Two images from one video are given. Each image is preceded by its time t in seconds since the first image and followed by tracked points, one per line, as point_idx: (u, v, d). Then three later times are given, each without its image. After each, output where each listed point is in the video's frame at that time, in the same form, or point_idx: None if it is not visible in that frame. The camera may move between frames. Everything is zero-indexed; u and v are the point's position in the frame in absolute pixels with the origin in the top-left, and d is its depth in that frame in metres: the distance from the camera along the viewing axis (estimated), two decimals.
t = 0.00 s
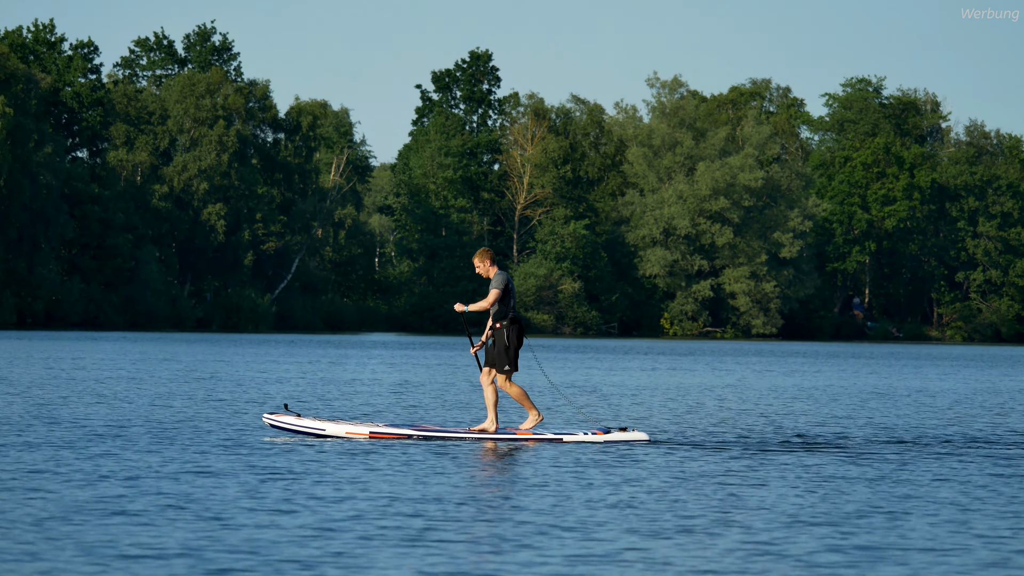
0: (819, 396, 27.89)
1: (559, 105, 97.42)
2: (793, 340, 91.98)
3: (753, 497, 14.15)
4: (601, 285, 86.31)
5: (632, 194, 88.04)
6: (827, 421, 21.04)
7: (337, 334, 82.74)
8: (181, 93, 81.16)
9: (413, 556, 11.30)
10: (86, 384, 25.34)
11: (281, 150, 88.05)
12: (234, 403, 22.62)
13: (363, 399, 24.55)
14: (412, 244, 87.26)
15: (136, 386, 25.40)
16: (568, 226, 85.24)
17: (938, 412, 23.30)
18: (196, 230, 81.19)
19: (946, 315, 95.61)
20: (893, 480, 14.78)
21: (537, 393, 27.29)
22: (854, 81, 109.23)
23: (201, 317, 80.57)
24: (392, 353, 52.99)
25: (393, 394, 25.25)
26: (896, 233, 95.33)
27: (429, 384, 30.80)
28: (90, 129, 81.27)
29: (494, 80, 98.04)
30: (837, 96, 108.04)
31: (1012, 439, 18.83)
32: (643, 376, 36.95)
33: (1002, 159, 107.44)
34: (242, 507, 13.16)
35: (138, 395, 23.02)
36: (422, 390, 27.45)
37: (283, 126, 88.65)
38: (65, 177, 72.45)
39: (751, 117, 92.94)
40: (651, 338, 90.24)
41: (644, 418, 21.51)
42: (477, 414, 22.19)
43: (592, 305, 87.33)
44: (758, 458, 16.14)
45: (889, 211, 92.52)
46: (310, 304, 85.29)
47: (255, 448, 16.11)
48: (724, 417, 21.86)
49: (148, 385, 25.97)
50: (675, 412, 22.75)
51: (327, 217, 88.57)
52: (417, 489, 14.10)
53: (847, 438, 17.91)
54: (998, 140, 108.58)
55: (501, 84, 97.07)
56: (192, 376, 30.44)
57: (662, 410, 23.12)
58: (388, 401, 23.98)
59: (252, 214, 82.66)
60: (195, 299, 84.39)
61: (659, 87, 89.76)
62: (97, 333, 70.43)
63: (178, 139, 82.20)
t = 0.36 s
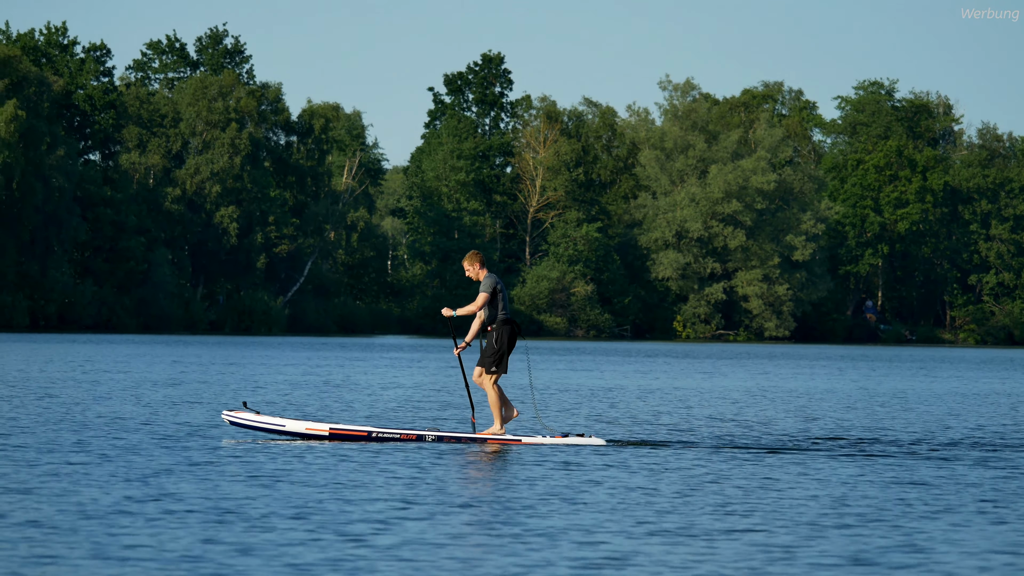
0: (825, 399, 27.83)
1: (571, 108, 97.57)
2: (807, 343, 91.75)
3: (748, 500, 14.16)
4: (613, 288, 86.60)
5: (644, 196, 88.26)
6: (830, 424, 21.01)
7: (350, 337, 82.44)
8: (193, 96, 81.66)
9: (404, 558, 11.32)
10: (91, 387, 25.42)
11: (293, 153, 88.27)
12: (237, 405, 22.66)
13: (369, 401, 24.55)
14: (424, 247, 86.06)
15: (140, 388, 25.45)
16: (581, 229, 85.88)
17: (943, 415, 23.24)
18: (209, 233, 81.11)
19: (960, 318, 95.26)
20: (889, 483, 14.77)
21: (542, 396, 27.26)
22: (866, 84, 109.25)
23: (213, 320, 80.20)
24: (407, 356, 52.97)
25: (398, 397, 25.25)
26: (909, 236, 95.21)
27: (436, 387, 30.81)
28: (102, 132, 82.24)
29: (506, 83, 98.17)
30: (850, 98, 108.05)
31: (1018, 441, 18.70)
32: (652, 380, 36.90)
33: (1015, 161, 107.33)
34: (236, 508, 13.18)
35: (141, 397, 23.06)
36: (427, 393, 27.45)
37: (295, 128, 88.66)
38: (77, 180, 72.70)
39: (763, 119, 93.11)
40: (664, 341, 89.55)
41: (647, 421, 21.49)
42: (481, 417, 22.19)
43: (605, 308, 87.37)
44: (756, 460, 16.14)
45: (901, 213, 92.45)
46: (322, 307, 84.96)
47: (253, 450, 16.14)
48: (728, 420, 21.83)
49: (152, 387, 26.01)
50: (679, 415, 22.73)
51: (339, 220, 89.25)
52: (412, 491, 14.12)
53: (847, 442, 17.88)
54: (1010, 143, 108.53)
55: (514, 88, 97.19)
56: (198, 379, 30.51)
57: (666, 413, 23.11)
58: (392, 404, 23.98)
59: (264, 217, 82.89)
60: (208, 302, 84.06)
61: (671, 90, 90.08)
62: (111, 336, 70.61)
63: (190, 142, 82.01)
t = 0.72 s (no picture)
0: (839, 406, 27.68)
1: (596, 116, 97.67)
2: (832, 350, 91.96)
3: (748, 507, 14.13)
4: (639, 295, 86.96)
5: (670, 204, 88.44)
6: (841, 433, 20.89)
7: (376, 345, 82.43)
8: (218, 103, 81.44)
9: (392, 562, 11.28)
10: (103, 393, 25.49)
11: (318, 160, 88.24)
12: (246, 413, 22.66)
13: (378, 408, 24.52)
14: (450, 253, 86.54)
15: (150, 395, 25.50)
16: (606, 236, 86.02)
17: (957, 424, 23.07)
18: (235, 239, 81.31)
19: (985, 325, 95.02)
20: (888, 492, 14.70)
21: (552, 404, 27.18)
22: (891, 91, 109.11)
23: (239, 328, 80.52)
24: (438, 364, 52.95)
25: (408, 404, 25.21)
26: (934, 243, 95.25)
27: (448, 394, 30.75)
28: (128, 139, 82.91)
29: (530, 90, 98.24)
30: (874, 105, 108.01)
31: None
32: (668, 387, 36.78)
33: None
34: (230, 514, 13.15)
35: (150, 404, 23.11)
36: (437, 401, 27.40)
37: (319, 136, 88.83)
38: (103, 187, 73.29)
39: (789, 126, 93.20)
40: (690, 348, 89.88)
41: (658, 429, 21.42)
42: (491, 425, 22.12)
43: (630, 315, 87.86)
44: (758, 469, 16.08)
45: (925, 221, 92.47)
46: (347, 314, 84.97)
47: (254, 457, 16.12)
48: (740, 428, 21.73)
49: (163, 393, 26.06)
50: (690, 423, 22.64)
51: (364, 227, 86.31)
52: (408, 498, 14.08)
53: (853, 450, 17.79)
54: None
55: (538, 94, 97.25)
56: (213, 385, 30.56)
57: (677, 421, 23.02)
58: (401, 412, 23.95)
59: (289, 225, 83.11)
60: (233, 310, 84.36)
61: (697, 97, 90.25)
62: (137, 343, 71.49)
63: (215, 150, 82.51)
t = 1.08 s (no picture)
0: (839, 409, 27.68)
1: (602, 118, 97.69)
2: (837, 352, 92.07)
3: (748, 509, 14.14)
4: (644, 297, 87.11)
5: (675, 206, 88.57)
6: (838, 435, 20.89)
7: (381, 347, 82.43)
8: (224, 105, 82.25)
9: (382, 560, 11.29)
10: (102, 395, 25.51)
11: (324, 163, 88.31)
12: (243, 415, 22.67)
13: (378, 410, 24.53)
14: (455, 256, 86.42)
15: (149, 397, 25.51)
16: (611, 238, 86.08)
17: (956, 426, 23.05)
18: (240, 242, 81.05)
19: (990, 327, 94.91)
20: (881, 495, 14.70)
21: (551, 406, 27.15)
22: (896, 94, 108.97)
23: (245, 330, 80.63)
24: (443, 366, 52.90)
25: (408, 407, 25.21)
26: (939, 246, 95.43)
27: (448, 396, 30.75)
28: (133, 142, 83.12)
29: (536, 92, 98.23)
30: (880, 108, 107.81)
31: None
32: (670, 389, 36.72)
33: None
34: (224, 515, 13.17)
35: (147, 406, 23.11)
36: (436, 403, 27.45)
37: (325, 138, 88.89)
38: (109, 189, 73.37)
39: (794, 129, 93.19)
40: (695, 350, 90.02)
41: (655, 431, 21.42)
42: (489, 427, 22.14)
43: (635, 317, 88.07)
44: (752, 472, 16.06)
45: (931, 223, 92.49)
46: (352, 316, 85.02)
47: (248, 459, 16.13)
48: (737, 431, 21.76)
49: (161, 395, 26.07)
50: (688, 425, 22.64)
51: (370, 229, 87.69)
52: (402, 499, 14.09)
53: (848, 453, 17.79)
54: None
55: (544, 97, 97.27)
56: (212, 387, 30.58)
57: (675, 424, 23.00)
58: (400, 414, 23.96)
59: (296, 227, 83.12)
60: (239, 312, 84.50)
61: (703, 99, 90.19)
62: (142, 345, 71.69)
63: (221, 152, 82.71)
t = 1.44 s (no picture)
0: (835, 411, 27.63)
1: (603, 120, 97.64)
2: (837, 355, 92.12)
3: (742, 510, 14.16)
4: (645, 300, 87.18)
5: (676, 209, 88.61)
6: (833, 437, 20.87)
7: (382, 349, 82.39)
8: (225, 107, 82.40)
9: (374, 562, 11.31)
10: (97, 398, 25.47)
11: (325, 165, 88.34)
12: (240, 417, 22.67)
13: (372, 412, 24.50)
14: (455, 259, 86.42)
15: (143, 400, 25.48)
16: (612, 240, 86.11)
17: (952, 428, 23.01)
18: (240, 245, 81.05)
19: (991, 330, 94.82)
20: (876, 496, 14.72)
21: (547, 408, 27.14)
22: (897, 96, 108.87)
23: (246, 332, 80.71)
24: (442, 369, 52.85)
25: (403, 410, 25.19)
26: (939, 248, 95.47)
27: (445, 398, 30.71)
28: (134, 144, 83.21)
29: (537, 95, 98.23)
30: (881, 110, 107.71)
31: None
32: (668, 392, 36.68)
33: None
34: (215, 516, 13.16)
35: (141, 408, 23.08)
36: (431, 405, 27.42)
37: (326, 141, 88.91)
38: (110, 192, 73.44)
39: (795, 131, 93.19)
40: (695, 352, 90.01)
41: (650, 433, 21.40)
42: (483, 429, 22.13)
43: (636, 320, 88.11)
44: (746, 473, 16.04)
45: (932, 226, 92.44)
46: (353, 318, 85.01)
47: (240, 462, 16.11)
48: (732, 433, 21.74)
49: (156, 398, 26.04)
50: (683, 427, 22.62)
51: (371, 231, 87.38)
52: (395, 501, 14.07)
53: (841, 455, 17.77)
54: None
55: (545, 99, 97.29)
56: (208, 389, 30.55)
57: (670, 426, 22.99)
58: (395, 416, 23.95)
59: (296, 230, 82.77)
60: (239, 314, 84.57)
61: (703, 102, 90.16)
62: (143, 347, 71.77)
63: (222, 154, 82.80)
